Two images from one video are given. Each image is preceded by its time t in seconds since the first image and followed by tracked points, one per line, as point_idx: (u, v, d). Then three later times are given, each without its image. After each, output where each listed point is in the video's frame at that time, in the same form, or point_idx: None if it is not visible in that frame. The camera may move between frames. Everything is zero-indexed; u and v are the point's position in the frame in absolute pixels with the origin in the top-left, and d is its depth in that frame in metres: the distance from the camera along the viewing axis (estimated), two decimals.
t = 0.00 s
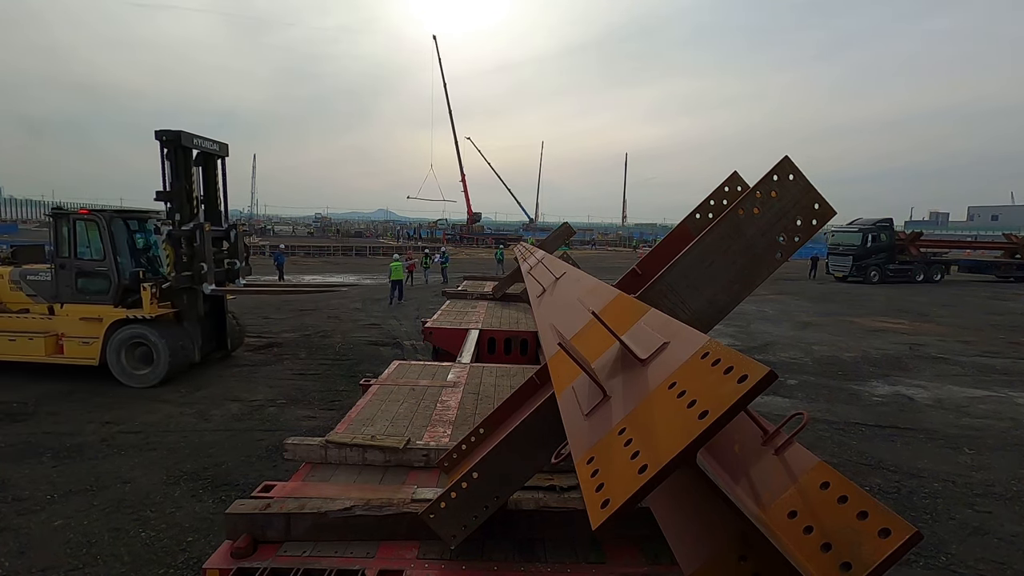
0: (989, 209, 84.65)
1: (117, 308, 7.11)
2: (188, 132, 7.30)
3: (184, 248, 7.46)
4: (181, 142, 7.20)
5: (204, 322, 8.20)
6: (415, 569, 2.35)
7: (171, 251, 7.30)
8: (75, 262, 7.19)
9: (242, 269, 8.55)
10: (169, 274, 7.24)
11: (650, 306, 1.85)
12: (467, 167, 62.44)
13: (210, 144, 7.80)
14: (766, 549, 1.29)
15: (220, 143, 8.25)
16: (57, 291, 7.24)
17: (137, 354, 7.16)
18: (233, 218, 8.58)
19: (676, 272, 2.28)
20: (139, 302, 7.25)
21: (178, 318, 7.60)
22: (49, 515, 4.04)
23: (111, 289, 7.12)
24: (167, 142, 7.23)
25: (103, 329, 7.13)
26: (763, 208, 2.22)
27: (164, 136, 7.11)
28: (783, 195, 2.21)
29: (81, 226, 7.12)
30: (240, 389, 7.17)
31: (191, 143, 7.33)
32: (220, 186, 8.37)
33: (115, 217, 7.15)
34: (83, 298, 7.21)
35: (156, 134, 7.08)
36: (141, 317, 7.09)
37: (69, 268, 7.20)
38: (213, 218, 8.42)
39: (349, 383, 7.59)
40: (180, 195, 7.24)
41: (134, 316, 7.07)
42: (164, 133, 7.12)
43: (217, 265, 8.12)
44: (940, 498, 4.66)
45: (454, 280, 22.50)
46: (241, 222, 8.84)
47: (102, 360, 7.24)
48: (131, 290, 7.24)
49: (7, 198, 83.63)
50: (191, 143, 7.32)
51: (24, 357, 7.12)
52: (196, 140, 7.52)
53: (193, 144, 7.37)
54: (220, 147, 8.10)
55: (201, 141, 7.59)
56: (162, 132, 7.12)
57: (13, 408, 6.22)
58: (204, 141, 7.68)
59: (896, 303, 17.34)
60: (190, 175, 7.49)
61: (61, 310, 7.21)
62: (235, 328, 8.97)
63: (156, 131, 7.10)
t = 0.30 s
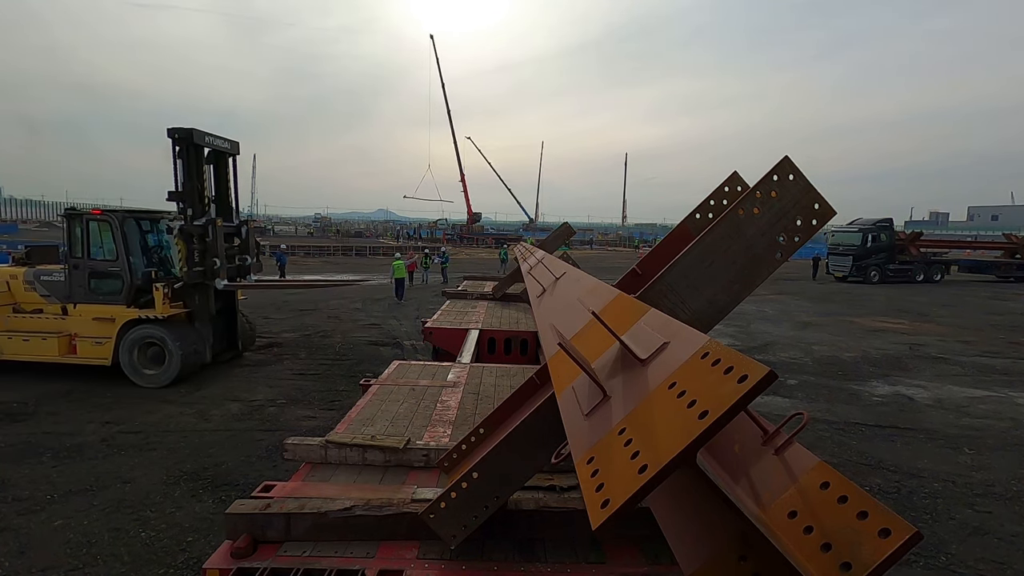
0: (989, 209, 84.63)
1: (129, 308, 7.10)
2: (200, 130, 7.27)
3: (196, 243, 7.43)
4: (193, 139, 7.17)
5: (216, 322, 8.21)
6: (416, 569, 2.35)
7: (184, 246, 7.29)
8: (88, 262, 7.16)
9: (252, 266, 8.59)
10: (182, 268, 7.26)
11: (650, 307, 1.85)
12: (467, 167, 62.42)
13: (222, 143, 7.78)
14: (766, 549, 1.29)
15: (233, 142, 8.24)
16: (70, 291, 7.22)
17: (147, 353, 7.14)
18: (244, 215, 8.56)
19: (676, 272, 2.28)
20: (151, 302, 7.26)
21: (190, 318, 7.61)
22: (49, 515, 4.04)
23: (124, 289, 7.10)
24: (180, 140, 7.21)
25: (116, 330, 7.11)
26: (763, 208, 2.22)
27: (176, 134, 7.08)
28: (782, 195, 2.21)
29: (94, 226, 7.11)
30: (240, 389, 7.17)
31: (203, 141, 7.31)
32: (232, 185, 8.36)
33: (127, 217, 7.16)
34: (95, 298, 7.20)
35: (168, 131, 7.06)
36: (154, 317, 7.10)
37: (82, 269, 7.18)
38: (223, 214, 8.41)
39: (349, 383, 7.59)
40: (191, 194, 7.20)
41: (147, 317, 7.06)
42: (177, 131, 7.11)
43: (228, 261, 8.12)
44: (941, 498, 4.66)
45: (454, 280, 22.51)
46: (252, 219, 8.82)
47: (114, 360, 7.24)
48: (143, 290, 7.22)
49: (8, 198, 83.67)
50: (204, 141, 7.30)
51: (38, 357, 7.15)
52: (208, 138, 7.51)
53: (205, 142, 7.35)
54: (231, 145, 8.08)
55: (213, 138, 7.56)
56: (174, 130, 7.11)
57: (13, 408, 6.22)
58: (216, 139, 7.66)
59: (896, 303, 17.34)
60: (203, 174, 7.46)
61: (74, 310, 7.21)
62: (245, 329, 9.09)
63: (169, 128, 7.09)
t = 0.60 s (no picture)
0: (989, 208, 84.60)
1: (144, 308, 7.10)
2: (214, 127, 7.26)
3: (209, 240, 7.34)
4: (207, 137, 7.14)
5: (230, 321, 8.11)
6: (415, 569, 2.35)
7: (198, 243, 7.19)
8: (104, 263, 7.15)
9: (267, 263, 8.56)
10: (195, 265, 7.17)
11: (650, 307, 1.85)
12: (466, 167, 62.40)
13: (236, 140, 7.74)
14: (766, 549, 1.29)
15: (246, 139, 8.20)
16: (86, 291, 7.20)
17: (162, 352, 7.12)
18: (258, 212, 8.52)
19: (676, 272, 2.28)
20: (166, 303, 7.21)
21: (204, 319, 7.56)
22: (50, 515, 4.04)
23: (139, 289, 7.09)
24: (195, 138, 7.17)
25: (132, 330, 7.11)
26: (763, 208, 2.22)
27: (191, 132, 7.07)
28: (783, 195, 2.21)
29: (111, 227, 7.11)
30: (240, 389, 7.17)
31: (217, 139, 7.29)
32: (245, 182, 8.31)
33: (143, 217, 7.15)
34: (111, 298, 7.18)
35: (183, 129, 7.03)
36: (169, 317, 7.07)
37: (98, 269, 7.17)
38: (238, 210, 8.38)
39: (349, 383, 7.59)
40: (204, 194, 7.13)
41: (161, 317, 7.04)
42: (192, 129, 7.07)
43: (242, 258, 8.08)
44: (941, 498, 4.66)
45: (454, 280, 22.52)
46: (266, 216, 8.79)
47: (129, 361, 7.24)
48: (158, 291, 7.20)
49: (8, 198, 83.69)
50: (218, 139, 7.25)
51: (55, 357, 7.17)
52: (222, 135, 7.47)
53: (219, 140, 7.31)
54: (245, 144, 8.05)
55: (227, 136, 7.53)
56: (189, 128, 7.08)
57: (13, 408, 6.22)
58: (230, 137, 7.63)
59: (896, 303, 17.34)
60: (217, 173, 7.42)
61: (90, 310, 7.20)
62: (259, 329, 8.94)
63: (184, 126, 7.05)
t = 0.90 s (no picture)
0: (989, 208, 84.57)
1: (162, 308, 7.10)
2: (231, 126, 7.25)
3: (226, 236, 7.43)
4: (225, 136, 7.14)
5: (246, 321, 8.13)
6: (415, 569, 2.35)
7: (215, 239, 7.23)
8: (122, 263, 7.14)
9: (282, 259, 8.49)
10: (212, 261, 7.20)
11: (650, 307, 1.85)
12: (467, 167, 62.43)
13: (252, 138, 7.74)
14: (766, 549, 1.29)
15: (262, 138, 8.20)
16: (104, 291, 7.20)
17: (179, 352, 7.10)
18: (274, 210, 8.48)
19: (676, 272, 2.28)
20: (183, 303, 7.24)
21: (221, 319, 7.60)
22: (50, 515, 4.04)
23: (156, 290, 7.10)
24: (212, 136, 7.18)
25: (149, 330, 7.11)
26: (763, 208, 2.22)
27: (208, 130, 7.08)
28: (783, 195, 2.21)
29: (129, 227, 7.10)
30: (239, 389, 7.17)
31: (234, 137, 7.29)
32: (261, 181, 8.30)
33: (160, 218, 7.15)
34: (128, 299, 7.17)
35: (201, 128, 7.04)
36: (185, 317, 7.07)
37: (116, 269, 7.15)
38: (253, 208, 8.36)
39: (348, 383, 7.59)
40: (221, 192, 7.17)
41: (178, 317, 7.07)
42: (209, 128, 7.08)
43: (257, 255, 8.05)
44: (941, 498, 4.66)
45: (454, 280, 22.53)
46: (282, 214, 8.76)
47: (145, 361, 7.22)
48: (175, 291, 7.22)
49: (8, 198, 83.63)
50: (236, 137, 7.26)
51: (72, 357, 7.16)
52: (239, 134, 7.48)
53: (236, 139, 7.31)
54: (261, 142, 8.03)
55: (244, 135, 7.54)
56: (207, 126, 7.08)
57: (13, 408, 6.22)
58: (247, 135, 7.64)
59: (896, 303, 17.33)
60: (234, 172, 7.45)
61: (108, 310, 7.19)
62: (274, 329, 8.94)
63: (202, 125, 7.07)
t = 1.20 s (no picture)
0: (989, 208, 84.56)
1: (178, 310, 7.09)
2: (246, 125, 7.28)
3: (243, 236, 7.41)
4: (239, 136, 7.17)
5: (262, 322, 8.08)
6: (415, 569, 2.35)
7: (231, 240, 7.23)
8: (138, 265, 7.13)
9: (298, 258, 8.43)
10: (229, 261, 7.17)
11: (650, 307, 1.85)
12: (466, 167, 62.40)
13: (267, 138, 7.74)
14: (766, 549, 1.29)
15: (277, 137, 8.21)
16: (120, 293, 7.19)
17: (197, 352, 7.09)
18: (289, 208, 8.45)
19: (676, 272, 2.28)
20: (199, 305, 7.23)
21: (238, 321, 7.57)
22: (50, 515, 4.04)
23: (172, 291, 7.08)
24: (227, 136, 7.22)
25: (166, 333, 7.12)
26: (763, 208, 2.22)
27: (223, 130, 7.11)
28: (783, 195, 2.21)
29: (145, 229, 7.07)
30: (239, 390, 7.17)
31: (250, 136, 7.32)
32: (276, 180, 8.30)
33: (176, 219, 7.10)
34: (145, 301, 7.16)
35: (217, 128, 7.08)
36: (202, 320, 7.08)
37: (132, 271, 7.14)
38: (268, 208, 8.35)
39: (349, 383, 7.59)
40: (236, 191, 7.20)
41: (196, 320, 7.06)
42: (224, 128, 7.11)
43: (272, 254, 8.01)
44: (941, 498, 4.66)
45: (454, 280, 22.54)
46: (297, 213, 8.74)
47: (163, 364, 7.23)
48: (191, 293, 7.20)
49: (8, 198, 83.59)
50: (250, 137, 7.29)
51: (89, 359, 7.18)
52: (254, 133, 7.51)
53: (251, 138, 7.33)
54: (275, 141, 8.02)
55: (259, 134, 7.55)
56: (222, 126, 7.12)
57: (13, 408, 6.22)
58: (262, 134, 7.65)
59: (896, 303, 17.33)
60: (249, 172, 7.48)
61: (124, 312, 7.19)
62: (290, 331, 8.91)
63: (217, 125, 7.11)
